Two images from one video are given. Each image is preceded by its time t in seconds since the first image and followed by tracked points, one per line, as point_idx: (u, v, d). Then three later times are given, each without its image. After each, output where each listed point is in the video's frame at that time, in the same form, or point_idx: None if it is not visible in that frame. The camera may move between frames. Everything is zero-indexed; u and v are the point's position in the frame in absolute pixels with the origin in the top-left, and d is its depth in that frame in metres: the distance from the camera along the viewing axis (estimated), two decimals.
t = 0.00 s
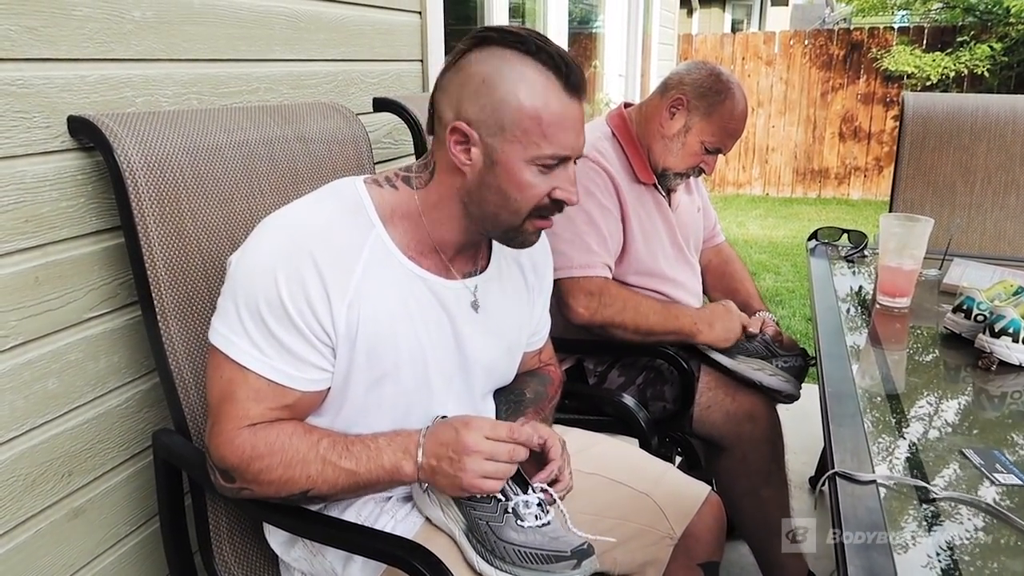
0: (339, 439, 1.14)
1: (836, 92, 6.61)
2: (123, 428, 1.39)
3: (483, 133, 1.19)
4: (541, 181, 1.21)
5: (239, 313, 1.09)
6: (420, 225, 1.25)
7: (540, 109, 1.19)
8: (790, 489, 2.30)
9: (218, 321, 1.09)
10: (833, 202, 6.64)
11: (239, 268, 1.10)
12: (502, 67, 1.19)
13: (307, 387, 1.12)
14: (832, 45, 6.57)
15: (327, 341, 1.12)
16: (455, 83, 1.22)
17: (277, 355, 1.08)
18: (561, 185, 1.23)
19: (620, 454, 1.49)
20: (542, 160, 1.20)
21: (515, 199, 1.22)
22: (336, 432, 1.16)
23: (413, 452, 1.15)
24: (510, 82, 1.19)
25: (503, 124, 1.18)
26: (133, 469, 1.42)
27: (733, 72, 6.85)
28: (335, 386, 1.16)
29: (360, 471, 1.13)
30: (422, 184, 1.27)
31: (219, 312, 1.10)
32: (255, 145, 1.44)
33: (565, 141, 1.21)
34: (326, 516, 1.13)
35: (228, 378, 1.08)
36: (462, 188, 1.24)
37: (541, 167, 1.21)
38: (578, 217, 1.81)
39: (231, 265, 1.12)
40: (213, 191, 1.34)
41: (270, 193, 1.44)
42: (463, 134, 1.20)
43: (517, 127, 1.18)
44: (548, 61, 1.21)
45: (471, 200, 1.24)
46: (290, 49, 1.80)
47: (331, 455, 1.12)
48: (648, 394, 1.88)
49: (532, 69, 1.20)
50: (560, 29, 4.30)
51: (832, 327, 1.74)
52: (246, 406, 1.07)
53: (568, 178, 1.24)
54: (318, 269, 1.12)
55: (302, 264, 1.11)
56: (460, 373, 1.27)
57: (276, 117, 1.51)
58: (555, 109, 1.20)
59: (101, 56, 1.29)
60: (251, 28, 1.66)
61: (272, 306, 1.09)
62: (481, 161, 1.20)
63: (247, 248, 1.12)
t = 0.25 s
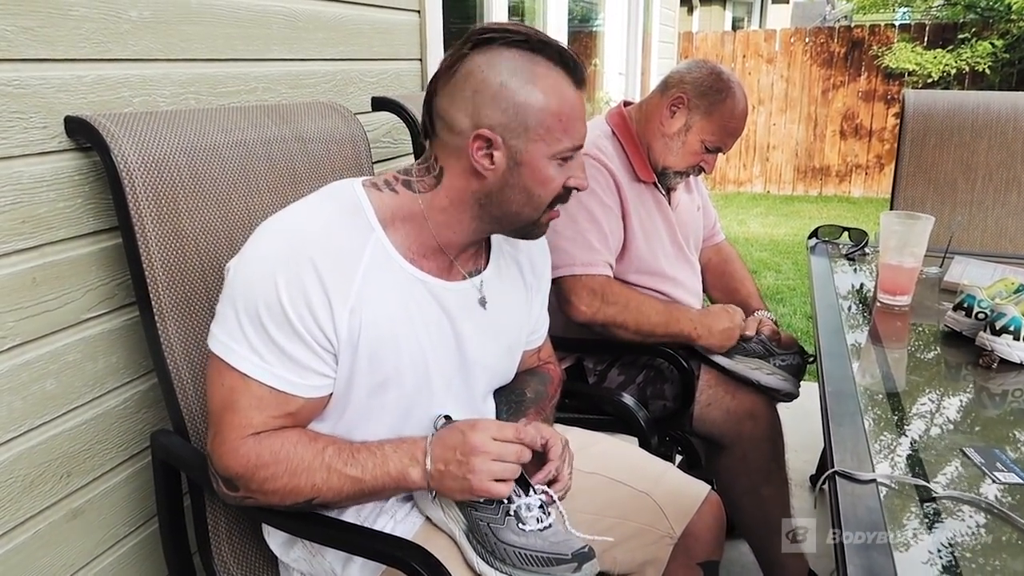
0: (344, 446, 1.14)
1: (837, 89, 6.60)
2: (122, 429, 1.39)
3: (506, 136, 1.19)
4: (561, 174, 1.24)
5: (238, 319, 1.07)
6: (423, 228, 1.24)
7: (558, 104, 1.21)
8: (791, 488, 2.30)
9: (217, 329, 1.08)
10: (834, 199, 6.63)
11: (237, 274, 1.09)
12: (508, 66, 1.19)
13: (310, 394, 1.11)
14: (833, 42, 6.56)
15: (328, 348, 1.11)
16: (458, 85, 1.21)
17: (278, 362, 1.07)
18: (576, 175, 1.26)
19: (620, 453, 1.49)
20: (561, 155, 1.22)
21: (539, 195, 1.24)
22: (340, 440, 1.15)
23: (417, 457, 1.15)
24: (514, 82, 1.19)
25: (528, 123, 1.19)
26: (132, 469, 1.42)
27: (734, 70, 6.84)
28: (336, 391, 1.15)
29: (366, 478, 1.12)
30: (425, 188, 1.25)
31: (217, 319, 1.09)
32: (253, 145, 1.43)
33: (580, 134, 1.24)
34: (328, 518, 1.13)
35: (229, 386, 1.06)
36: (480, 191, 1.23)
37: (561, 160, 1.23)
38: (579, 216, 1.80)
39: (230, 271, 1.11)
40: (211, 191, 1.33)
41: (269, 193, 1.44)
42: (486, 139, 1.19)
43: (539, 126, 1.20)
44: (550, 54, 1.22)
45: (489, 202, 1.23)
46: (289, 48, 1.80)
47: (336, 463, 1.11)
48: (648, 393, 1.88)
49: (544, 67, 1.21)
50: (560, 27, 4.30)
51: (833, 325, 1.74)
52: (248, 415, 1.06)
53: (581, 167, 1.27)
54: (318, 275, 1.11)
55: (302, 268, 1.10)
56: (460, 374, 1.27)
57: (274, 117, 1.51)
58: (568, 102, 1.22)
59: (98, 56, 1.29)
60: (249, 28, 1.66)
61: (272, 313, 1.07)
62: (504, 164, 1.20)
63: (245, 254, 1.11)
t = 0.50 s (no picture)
0: (341, 446, 1.12)
1: (836, 81, 6.59)
2: (117, 421, 1.39)
3: (507, 122, 1.19)
4: (562, 156, 1.25)
5: (236, 318, 1.06)
6: (424, 220, 1.23)
7: (558, 89, 1.22)
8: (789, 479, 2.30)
9: (216, 327, 1.06)
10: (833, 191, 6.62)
11: (234, 275, 1.07)
12: (507, 54, 1.19)
13: (309, 392, 1.10)
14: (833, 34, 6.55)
15: (328, 343, 1.10)
16: (458, 75, 1.19)
17: (277, 360, 1.06)
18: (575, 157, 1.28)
19: (616, 443, 1.49)
20: (561, 136, 1.24)
21: (542, 177, 1.25)
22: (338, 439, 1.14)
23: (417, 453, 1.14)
24: (512, 69, 1.19)
25: (529, 110, 1.19)
26: (128, 461, 1.41)
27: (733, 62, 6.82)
28: (336, 387, 1.14)
29: (364, 479, 1.10)
30: (425, 179, 1.24)
31: (216, 319, 1.08)
32: (248, 135, 1.42)
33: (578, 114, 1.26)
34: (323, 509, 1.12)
35: (228, 384, 1.05)
36: (482, 179, 1.23)
37: (560, 143, 1.24)
38: (577, 207, 1.80)
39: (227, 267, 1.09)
40: (206, 182, 1.33)
41: (265, 184, 1.43)
42: (488, 126, 1.19)
43: (539, 110, 1.20)
44: (546, 39, 1.22)
45: (492, 188, 1.24)
46: (285, 38, 1.79)
47: (332, 462, 1.10)
48: (647, 383, 1.85)
49: (543, 53, 1.21)
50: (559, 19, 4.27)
51: (831, 317, 1.73)
52: (242, 414, 1.05)
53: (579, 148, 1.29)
54: (317, 270, 1.09)
55: (302, 266, 1.08)
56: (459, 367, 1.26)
57: (269, 107, 1.50)
58: (567, 84, 1.23)
59: (91, 45, 1.28)
60: (245, 18, 1.65)
61: (270, 308, 1.06)
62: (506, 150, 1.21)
63: (241, 255, 1.08)
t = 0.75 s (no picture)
0: (340, 449, 1.10)
1: (830, 75, 6.59)
2: (108, 415, 1.38)
3: (513, 118, 1.14)
4: (573, 150, 1.20)
5: (240, 315, 1.05)
6: (432, 216, 1.20)
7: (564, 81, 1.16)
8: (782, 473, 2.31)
9: (219, 322, 1.05)
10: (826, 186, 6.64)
11: (241, 270, 1.05)
12: (512, 47, 1.13)
13: (312, 391, 1.09)
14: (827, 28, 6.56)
15: (333, 342, 1.08)
16: (461, 71, 1.14)
17: (281, 360, 1.05)
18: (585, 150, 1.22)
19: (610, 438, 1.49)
20: (571, 130, 1.18)
21: (550, 172, 1.19)
22: (338, 440, 1.12)
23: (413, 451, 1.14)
24: (516, 62, 1.13)
25: (536, 104, 1.14)
26: (120, 455, 1.40)
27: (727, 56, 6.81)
28: (341, 384, 1.13)
29: (361, 484, 1.09)
30: (432, 176, 1.20)
31: (220, 314, 1.06)
32: (240, 127, 1.41)
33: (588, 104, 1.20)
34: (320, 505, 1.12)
35: (229, 380, 1.04)
36: (489, 175, 1.18)
37: (570, 136, 1.18)
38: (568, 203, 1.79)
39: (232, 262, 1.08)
40: (197, 174, 1.31)
41: (257, 177, 1.42)
42: (494, 124, 1.14)
43: (546, 104, 1.15)
44: (551, 29, 1.16)
45: (501, 184, 1.19)
46: (277, 30, 1.78)
47: (330, 466, 1.08)
48: (640, 377, 1.80)
49: (549, 44, 1.15)
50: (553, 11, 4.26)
51: (825, 309, 1.73)
52: (242, 412, 1.04)
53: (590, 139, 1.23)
54: (324, 268, 1.07)
55: (309, 263, 1.06)
56: (464, 365, 1.25)
57: (261, 99, 1.49)
58: (575, 76, 1.17)
59: (80, 36, 1.26)
60: (237, 9, 1.63)
61: (276, 306, 1.04)
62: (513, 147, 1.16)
63: (252, 247, 1.06)
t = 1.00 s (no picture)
0: (349, 453, 1.09)
1: (827, 75, 6.59)
2: (108, 415, 1.37)
3: (557, 142, 1.12)
4: (618, 168, 1.17)
5: (273, 314, 1.05)
6: (474, 233, 1.19)
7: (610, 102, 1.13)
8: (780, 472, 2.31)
9: (251, 319, 1.06)
10: (824, 186, 6.65)
11: (282, 269, 1.06)
12: (555, 67, 1.11)
13: (336, 397, 1.08)
14: (823, 29, 6.54)
15: (362, 352, 1.08)
16: (502, 89, 1.12)
17: (307, 365, 1.05)
18: (632, 167, 1.19)
19: (612, 439, 1.48)
20: (616, 149, 1.16)
21: (597, 193, 1.17)
22: (347, 442, 1.11)
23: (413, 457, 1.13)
24: (560, 84, 1.11)
25: (581, 127, 1.12)
26: (119, 455, 1.40)
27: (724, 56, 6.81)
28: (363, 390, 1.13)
29: (366, 493, 1.08)
30: (476, 195, 1.18)
31: (252, 308, 1.07)
32: (241, 127, 1.41)
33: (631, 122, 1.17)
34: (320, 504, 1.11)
35: (251, 374, 1.04)
36: (535, 200, 1.17)
37: (616, 155, 1.16)
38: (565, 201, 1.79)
39: (271, 261, 1.08)
40: (198, 173, 1.31)
41: (256, 176, 1.42)
42: (540, 150, 1.12)
43: (591, 126, 1.12)
44: (591, 48, 1.14)
45: (547, 207, 1.17)
46: (276, 29, 1.77)
47: (337, 470, 1.07)
48: (639, 377, 1.86)
49: (592, 64, 1.13)
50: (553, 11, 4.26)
51: (825, 309, 1.73)
52: (258, 408, 1.03)
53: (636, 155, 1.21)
54: (360, 277, 1.06)
55: (347, 270, 1.06)
56: (487, 376, 1.25)
57: (261, 98, 1.49)
58: (620, 95, 1.15)
59: (79, 35, 1.26)
60: (236, 8, 1.63)
61: (307, 312, 1.04)
62: (560, 171, 1.14)
63: (293, 249, 1.07)
